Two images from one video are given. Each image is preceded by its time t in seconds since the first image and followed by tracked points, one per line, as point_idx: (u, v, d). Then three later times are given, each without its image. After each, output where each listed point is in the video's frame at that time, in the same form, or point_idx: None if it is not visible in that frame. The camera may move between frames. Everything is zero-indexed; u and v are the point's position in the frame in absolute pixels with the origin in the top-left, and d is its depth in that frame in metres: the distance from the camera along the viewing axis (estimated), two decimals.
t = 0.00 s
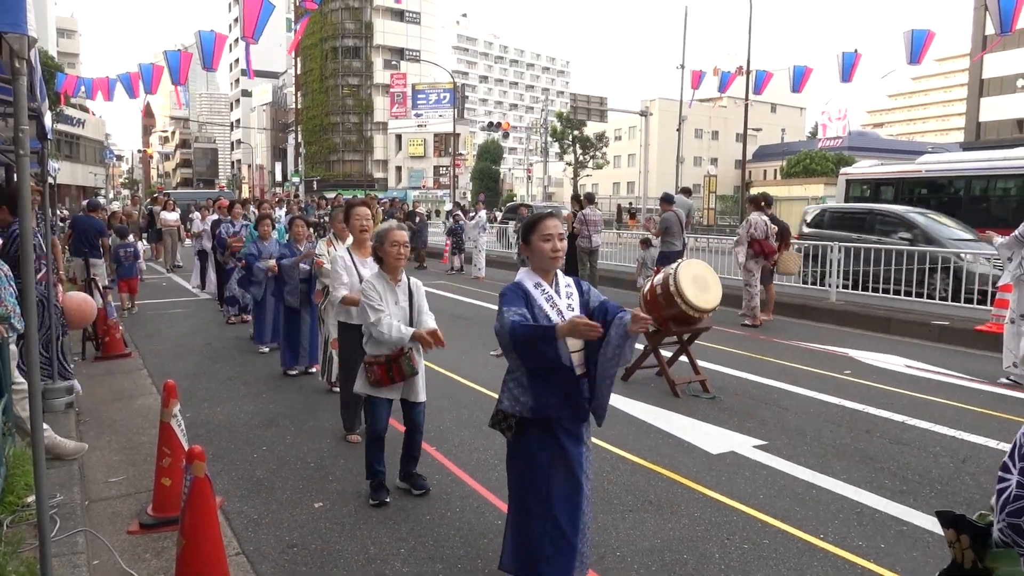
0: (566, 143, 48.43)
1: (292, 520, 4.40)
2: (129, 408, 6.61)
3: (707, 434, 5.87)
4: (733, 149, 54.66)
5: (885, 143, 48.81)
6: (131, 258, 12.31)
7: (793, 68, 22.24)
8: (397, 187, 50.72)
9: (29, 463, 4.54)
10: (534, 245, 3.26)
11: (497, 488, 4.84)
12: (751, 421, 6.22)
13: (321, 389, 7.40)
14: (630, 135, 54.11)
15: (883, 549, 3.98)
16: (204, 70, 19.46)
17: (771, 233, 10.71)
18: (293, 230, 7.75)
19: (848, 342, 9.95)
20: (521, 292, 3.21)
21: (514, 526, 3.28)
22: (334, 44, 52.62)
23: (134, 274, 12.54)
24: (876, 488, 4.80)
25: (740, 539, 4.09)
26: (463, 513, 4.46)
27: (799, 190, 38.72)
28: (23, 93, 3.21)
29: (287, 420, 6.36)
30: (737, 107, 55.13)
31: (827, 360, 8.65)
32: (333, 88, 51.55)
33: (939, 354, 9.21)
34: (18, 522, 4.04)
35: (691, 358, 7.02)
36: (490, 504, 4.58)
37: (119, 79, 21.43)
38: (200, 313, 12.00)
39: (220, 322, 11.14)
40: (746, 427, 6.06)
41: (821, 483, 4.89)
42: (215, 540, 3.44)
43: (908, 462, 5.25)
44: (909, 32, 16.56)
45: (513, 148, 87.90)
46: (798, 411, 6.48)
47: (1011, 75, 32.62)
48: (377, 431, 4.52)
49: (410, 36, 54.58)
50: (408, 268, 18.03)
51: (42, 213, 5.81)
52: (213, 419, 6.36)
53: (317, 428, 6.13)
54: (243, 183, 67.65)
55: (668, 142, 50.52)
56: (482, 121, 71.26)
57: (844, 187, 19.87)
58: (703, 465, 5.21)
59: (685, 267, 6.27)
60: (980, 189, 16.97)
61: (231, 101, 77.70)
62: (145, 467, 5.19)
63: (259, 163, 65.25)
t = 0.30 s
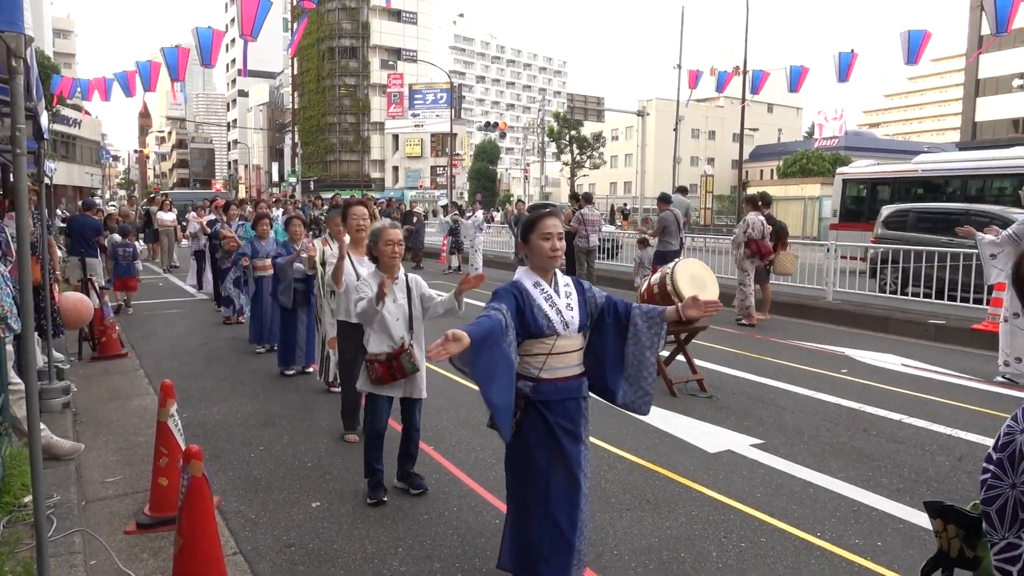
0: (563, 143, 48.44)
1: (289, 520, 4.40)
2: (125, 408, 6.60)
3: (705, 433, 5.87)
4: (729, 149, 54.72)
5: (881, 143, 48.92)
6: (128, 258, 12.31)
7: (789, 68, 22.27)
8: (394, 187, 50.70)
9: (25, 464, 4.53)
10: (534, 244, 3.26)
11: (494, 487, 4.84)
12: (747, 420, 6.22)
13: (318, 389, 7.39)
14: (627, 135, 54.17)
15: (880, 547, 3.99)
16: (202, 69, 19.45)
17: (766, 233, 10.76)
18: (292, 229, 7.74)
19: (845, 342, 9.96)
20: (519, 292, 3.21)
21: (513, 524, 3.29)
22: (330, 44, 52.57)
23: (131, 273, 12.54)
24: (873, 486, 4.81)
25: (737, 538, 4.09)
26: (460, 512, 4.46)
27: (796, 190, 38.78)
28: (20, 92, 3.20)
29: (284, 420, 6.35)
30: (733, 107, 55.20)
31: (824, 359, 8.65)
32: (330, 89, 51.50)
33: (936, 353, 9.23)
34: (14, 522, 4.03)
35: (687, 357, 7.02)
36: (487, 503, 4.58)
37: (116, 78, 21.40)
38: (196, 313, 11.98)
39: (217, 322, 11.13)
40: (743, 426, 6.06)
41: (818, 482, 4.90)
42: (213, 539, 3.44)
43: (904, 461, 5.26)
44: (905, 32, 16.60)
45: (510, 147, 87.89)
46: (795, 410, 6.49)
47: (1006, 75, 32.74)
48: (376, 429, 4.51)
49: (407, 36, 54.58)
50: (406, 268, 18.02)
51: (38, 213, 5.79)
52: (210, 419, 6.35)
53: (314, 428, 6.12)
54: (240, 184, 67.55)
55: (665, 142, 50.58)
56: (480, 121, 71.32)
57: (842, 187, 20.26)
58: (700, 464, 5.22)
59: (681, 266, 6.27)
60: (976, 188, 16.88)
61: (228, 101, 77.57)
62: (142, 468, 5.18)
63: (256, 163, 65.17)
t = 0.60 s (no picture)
0: (559, 142, 48.46)
1: (286, 518, 4.40)
2: (121, 407, 6.59)
3: (700, 431, 5.89)
4: (725, 147, 54.77)
5: (876, 141, 49.05)
6: (124, 255, 12.33)
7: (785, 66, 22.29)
8: (389, 186, 50.65)
9: (21, 462, 4.52)
10: (529, 241, 3.26)
11: (490, 484, 4.85)
12: (743, 417, 6.24)
13: (314, 387, 7.39)
14: (623, 133, 54.23)
15: (875, 543, 4.01)
16: (197, 69, 19.44)
17: (761, 231, 10.80)
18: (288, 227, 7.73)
19: (841, 340, 9.99)
20: (518, 288, 3.22)
21: (511, 521, 3.30)
22: (325, 42, 52.47)
23: (127, 271, 12.55)
24: (868, 483, 4.83)
25: (733, 534, 4.11)
26: (457, 509, 4.47)
27: (791, 189, 38.86)
28: (16, 90, 3.20)
29: (280, 418, 6.35)
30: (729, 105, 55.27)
31: (819, 356, 8.69)
32: (325, 87, 51.39)
33: (930, 350, 9.27)
34: (10, 521, 4.02)
35: (684, 355, 7.04)
36: (484, 501, 4.59)
37: (111, 78, 21.37)
38: (191, 312, 11.95)
39: (212, 320, 11.11)
40: (739, 423, 6.08)
41: (813, 478, 4.92)
42: (210, 537, 3.44)
43: (899, 457, 5.29)
44: (902, 31, 16.63)
45: (506, 146, 87.78)
46: (790, 408, 6.51)
47: (1001, 74, 32.85)
48: (373, 426, 4.51)
49: (402, 34, 54.51)
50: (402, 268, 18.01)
51: (33, 211, 5.78)
52: (206, 418, 6.34)
53: (310, 426, 6.12)
54: (235, 182, 67.41)
55: (660, 140, 50.64)
56: (476, 119, 71.31)
57: (836, 186, 20.26)
58: (696, 461, 5.23)
59: (678, 264, 6.31)
60: (970, 187, 17.01)
61: (223, 99, 77.31)
62: (138, 466, 5.17)
63: (251, 162, 65.04)
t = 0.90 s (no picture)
0: (554, 140, 48.49)
1: (281, 517, 4.40)
2: (116, 406, 6.58)
3: (695, 430, 5.89)
4: (720, 147, 54.86)
5: (870, 141, 49.20)
6: (117, 254, 12.38)
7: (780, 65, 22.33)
8: (385, 184, 50.61)
9: (16, 462, 4.50)
10: (523, 239, 3.26)
11: (486, 483, 4.86)
12: (738, 416, 6.26)
13: (309, 386, 7.38)
14: (618, 132, 54.28)
15: (868, 541, 4.03)
16: (192, 65, 19.35)
17: (754, 231, 10.78)
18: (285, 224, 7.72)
19: (836, 338, 10.01)
20: (510, 286, 3.23)
21: (501, 516, 3.32)
22: (320, 41, 52.39)
23: (121, 269, 12.60)
24: (861, 481, 4.86)
25: (728, 532, 4.12)
26: (452, 508, 4.47)
27: (786, 188, 38.96)
28: (10, 88, 3.18)
29: (275, 417, 6.34)
30: (724, 104, 55.36)
31: (814, 355, 8.71)
32: (320, 85, 51.32)
33: (925, 349, 9.29)
34: (4, 520, 4.01)
35: (679, 354, 7.04)
36: (479, 500, 4.59)
37: (105, 74, 21.27)
38: (186, 311, 11.93)
39: (207, 319, 11.09)
40: (733, 422, 6.10)
41: (807, 477, 4.94)
42: (206, 536, 3.44)
43: (893, 456, 5.31)
44: (896, 31, 16.68)
45: (501, 144, 87.72)
46: (785, 406, 6.53)
47: (994, 74, 32.99)
48: (370, 425, 4.50)
49: (397, 33, 54.48)
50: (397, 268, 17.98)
51: (27, 210, 5.75)
52: (201, 417, 6.33)
53: (305, 425, 6.12)
54: (230, 181, 67.24)
55: (655, 139, 50.70)
56: (471, 119, 71.31)
57: (831, 185, 20.32)
58: (691, 459, 5.25)
59: (672, 262, 6.35)
60: (963, 186, 17.09)
61: (217, 98, 77.06)
62: (133, 465, 5.17)
63: (246, 161, 64.93)
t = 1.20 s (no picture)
0: (550, 139, 48.49)
1: (278, 516, 4.39)
2: (111, 405, 6.56)
3: (691, 428, 5.90)
4: (715, 145, 54.94)
5: (865, 139, 49.33)
6: (112, 252, 12.61)
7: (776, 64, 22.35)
8: (380, 183, 50.54)
9: (11, 461, 4.49)
10: (508, 242, 3.28)
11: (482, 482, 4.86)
12: (733, 414, 6.28)
13: (305, 385, 7.37)
14: (614, 131, 54.32)
15: (863, 538, 4.04)
16: (186, 63, 19.30)
17: (749, 229, 10.81)
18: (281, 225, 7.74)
19: (832, 337, 10.03)
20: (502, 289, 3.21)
21: (492, 516, 3.30)
22: (315, 39, 52.28)
23: (116, 267, 12.83)
24: (856, 478, 4.87)
25: (724, 530, 4.13)
26: (449, 507, 4.47)
27: (781, 186, 39.04)
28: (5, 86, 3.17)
29: (271, 416, 6.32)
30: (719, 103, 55.43)
31: (809, 353, 8.73)
32: (315, 84, 51.25)
33: (920, 347, 9.33)
34: None
35: (675, 352, 7.04)
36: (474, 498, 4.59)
37: (98, 72, 21.19)
38: (181, 310, 11.90)
39: (202, 319, 11.07)
40: (729, 420, 6.11)
41: (802, 474, 4.96)
42: (202, 535, 3.44)
43: (888, 453, 5.33)
44: (891, 30, 16.72)
45: (497, 143, 87.68)
46: (781, 404, 6.55)
47: (987, 73, 33.10)
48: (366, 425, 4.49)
49: (393, 31, 54.44)
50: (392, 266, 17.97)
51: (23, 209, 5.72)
52: (197, 416, 6.32)
53: (301, 424, 6.11)
54: (225, 180, 67.07)
55: (651, 138, 50.76)
56: (466, 117, 71.27)
57: (825, 183, 20.36)
58: (687, 458, 5.25)
59: (669, 261, 6.37)
60: (957, 185, 17.14)
61: (211, 96, 76.90)
62: (129, 464, 5.16)
63: (241, 159, 64.81)
